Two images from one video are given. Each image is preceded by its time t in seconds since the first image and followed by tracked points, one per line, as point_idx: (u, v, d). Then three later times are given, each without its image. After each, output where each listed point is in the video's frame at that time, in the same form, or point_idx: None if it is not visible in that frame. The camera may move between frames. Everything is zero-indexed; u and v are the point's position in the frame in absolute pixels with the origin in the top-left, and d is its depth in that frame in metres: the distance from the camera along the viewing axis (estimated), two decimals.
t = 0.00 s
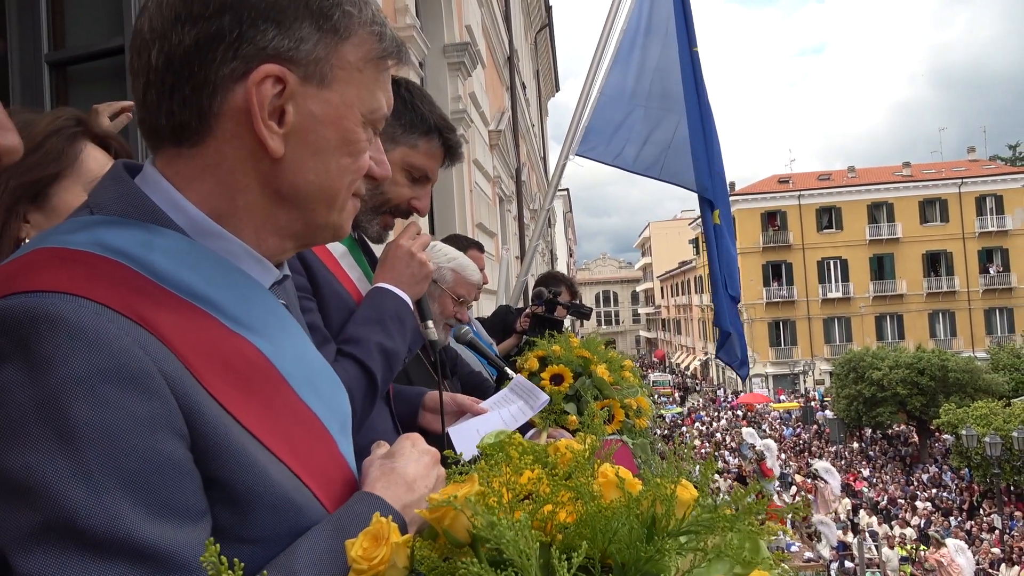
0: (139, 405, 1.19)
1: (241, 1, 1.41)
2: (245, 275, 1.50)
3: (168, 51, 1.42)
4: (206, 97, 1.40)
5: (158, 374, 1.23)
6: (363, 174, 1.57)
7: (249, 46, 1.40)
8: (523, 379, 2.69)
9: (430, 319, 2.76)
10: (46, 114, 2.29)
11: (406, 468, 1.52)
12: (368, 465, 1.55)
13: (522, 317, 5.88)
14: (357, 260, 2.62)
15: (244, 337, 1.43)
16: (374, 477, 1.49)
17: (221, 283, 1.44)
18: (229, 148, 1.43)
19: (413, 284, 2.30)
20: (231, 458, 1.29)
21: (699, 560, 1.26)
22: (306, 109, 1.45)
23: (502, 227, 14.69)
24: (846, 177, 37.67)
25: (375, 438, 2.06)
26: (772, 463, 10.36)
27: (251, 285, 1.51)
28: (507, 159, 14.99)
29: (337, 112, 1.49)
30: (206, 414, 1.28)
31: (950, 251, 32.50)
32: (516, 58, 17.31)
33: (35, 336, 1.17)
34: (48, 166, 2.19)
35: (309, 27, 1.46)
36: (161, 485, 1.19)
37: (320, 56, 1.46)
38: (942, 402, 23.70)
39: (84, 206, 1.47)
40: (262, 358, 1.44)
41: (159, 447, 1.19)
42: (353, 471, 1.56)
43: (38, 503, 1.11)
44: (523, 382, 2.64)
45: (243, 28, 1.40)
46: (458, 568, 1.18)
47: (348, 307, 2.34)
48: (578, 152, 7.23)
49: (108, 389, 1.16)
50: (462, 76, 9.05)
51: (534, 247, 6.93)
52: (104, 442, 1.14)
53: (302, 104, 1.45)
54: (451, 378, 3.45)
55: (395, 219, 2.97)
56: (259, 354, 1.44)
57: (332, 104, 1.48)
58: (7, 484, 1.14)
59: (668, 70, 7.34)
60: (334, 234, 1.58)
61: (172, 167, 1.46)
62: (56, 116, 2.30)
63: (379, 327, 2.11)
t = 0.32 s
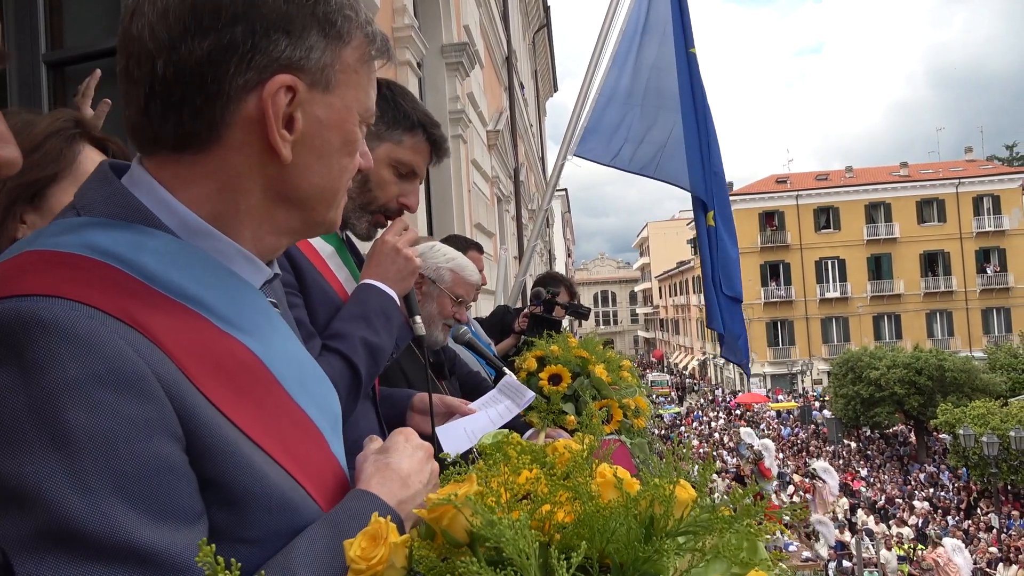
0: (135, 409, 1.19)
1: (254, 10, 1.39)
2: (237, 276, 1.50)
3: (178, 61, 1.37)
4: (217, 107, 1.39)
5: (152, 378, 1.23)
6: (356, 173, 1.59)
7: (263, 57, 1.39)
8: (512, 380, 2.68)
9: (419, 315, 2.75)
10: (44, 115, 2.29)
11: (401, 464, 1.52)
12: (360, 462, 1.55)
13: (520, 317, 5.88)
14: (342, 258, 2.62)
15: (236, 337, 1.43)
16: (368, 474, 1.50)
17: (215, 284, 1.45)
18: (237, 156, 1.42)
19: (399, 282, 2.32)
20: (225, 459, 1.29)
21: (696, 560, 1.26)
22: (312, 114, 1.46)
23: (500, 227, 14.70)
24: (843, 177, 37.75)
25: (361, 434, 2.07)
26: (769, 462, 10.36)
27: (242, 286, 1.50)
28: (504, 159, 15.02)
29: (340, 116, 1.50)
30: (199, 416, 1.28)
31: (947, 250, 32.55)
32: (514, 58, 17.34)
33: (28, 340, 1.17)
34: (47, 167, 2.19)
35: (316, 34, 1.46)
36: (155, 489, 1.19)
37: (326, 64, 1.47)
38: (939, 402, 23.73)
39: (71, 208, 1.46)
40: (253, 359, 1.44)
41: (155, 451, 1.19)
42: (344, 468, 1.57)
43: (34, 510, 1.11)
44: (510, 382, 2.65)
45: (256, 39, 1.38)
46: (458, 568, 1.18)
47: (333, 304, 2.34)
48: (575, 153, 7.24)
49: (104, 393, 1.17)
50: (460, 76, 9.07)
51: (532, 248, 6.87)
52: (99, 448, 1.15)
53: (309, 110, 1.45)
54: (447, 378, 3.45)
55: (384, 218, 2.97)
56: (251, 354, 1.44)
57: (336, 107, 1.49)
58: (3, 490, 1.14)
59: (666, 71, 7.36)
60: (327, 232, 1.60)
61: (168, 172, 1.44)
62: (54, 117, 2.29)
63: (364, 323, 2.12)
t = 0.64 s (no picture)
0: (137, 413, 1.19)
1: (261, 11, 1.39)
2: (235, 277, 1.50)
3: (185, 59, 1.37)
4: (221, 107, 1.39)
5: (155, 380, 1.23)
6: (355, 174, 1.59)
7: (269, 57, 1.39)
8: (499, 388, 2.71)
9: (413, 316, 2.75)
10: (56, 116, 2.29)
11: (399, 465, 1.52)
12: (358, 464, 1.55)
13: (519, 317, 5.88)
14: (338, 260, 2.63)
15: (234, 337, 1.43)
16: (367, 475, 1.50)
17: (213, 286, 1.44)
18: (239, 156, 1.42)
19: (393, 282, 2.31)
20: (225, 461, 1.29)
21: (696, 560, 1.26)
22: (316, 115, 1.46)
23: (499, 228, 14.69)
24: (843, 178, 37.72)
25: (352, 433, 2.05)
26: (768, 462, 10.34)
27: (242, 286, 1.50)
28: (504, 159, 15.03)
29: (342, 116, 1.50)
30: (200, 419, 1.28)
31: (946, 251, 32.59)
32: (513, 58, 17.35)
33: (29, 343, 1.17)
34: (58, 169, 2.18)
35: (322, 35, 1.46)
36: (156, 493, 1.19)
37: (331, 64, 1.47)
38: (938, 402, 23.74)
39: (70, 208, 1.47)
40: (252, 360, 1.44)
41: (158, 454, 1.19)
42: (342, 468, 1.57)
43: (36, 514, 1.12)
44: (501, 388, 2.66)
45: (263, 40, 1.38)
46: (458, 567, 1.18)
47: (327, 303, 2.34)
48: (575, 152, 7.24)
49: (105, 397, 1.17)
50: (459, 76, 9.08)
51: (530, 250, 6.79)
52: (101, 451, 1.15)
53: (313, 111, 1.46)
54: (446, 378, 3.45)
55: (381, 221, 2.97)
56: (249, 354, 1.44)
57: (338, 107, 1.49)
58: (5, 495, 1.14)
59: (666, 73, 7.37)
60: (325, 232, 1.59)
61: (169, 172, 1.44)
62: (66, 118, 2.30)
63: (356, 322, 2.11)
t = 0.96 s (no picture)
0: (137, 412, 1.19)
1: (265, 11, 1.38)
2: (235, 276, 1.49)
3: (188, 59, 1.36)
4: (224, 106, 1.38)
5: (155, 381, 1.23)
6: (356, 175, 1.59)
7: (273, 57, 1.39)
8: (500, 386, 2.71)
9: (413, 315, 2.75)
10: (72, 120, 2.28)
11: (400, 464, 1.52)
12: (358, 463, 1.55)
13: (519, 316, 5.88)
14: (339, 259, 2.63)
15: (235, 337, 1.43)
16: (367, 474, 1.49)
17: (213, 285, 1.44)
18: (240, 155, 1.42)
19: (393, 281, 2.31)
20: (225, 460, 1.29)
21: (695, 560, 1.26)
22: (318, 115, 1.46)
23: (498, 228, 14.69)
24: (843, 179, 37.76)
25: (351, 430, 2.04)
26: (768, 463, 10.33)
27: (242, 285, 1.50)
28: (504, 159, 15.05)
29: (345, 116, 1.50)
30: (201, 419, 1.28)
31: (945, 253, 32.61)
32: (513, 58, 17.37)
33: (30, 342, 1.17)
34: (73, 175, 2.16)
35: (325, 36, 1.46)
36: (156, 494, 1.18)
37: (334, 65, 1.47)
38: (936, 404, 23.76)
39: (70, 206, 1.47)
40: (252, 360, 1.44)
41: (158, 455, 1.19)
42: (342, 468, 1.57)
43: (36, 515, 1.12)
44: (500, 387, 2.66)
45: (267, 40, 1.38)
46: (457, 567, 1.18)
47: (327, 301, 2.34)
48: (575, 153, 7.24)
49: (107, 397, 1.17)
50: (459, 75, 9.09)
51: (530, 250, 6.74)
52: (102, 452, 1.14)
53: (316, 110, 1.45)
54: (446, 377, 3.45)
55: (382, 219, 2.97)
56: (249, 354, 1.43)
57: (341, 108, 1.49)
58: (4, 494, 1.14)
59: (666, 73, 7.38)
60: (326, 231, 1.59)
61: (170, 171, 1.44)
62: (82, 122, 2.29)
63: (356, 321, 2.11)
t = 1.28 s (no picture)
0: (136, 406, 1.19)
1: (259, 9, 1.38)
2: (234, 273, 1.49)
3: (183, 58, 1.37)
4: (220, 104, 1.38)
5: (154, 375, 1.23)
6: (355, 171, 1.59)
7: (268, 55, 1.39)
8: (505, 391, 2.73)
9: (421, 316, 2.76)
10: (82, 119, 2.28)
11: (399, 461, 1.52)
12: (358, 459, 1.55)
13: (520, 316, 5.88)
14: (348, 259, 2.63)
15: (233, 334, 1.43)
16: (367, 471, 1.49)
17: (211, 282, 1.44)
18: (239, 154, 1.42)
19: (402, 281, 2.31)
20: (225, 455, 1.29)
21: (694, 560, 1.26)
22: (315, 112, 1.46)
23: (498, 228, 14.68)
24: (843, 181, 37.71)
25: (359, 430, 2.05)
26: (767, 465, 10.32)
27: (240, 283, 1.50)
28: (504, 158, 15.04)
29: (341, 113, 1.50)
30: (200, 415, 1.28)
31: (945, 255, 32.61)
32: (514, 58, 17.35)
33: (28, 336, 1.17)
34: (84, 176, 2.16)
35: (321, 33, 1.46)
36: (155, 487, 1.18)
37: (330, 63, 1.47)
38: (935, 406, 23.75)
39: (70, 204, 1.47)
40: (251, 356, 1.44)
41: (157, 450, 1.19)
42: (341, 465, 1.57)
43: (35, 508, 1.11)
44: (506, 392, 2.67)
45: (262, 39, 1.38)
46: (455, 566, 1.18)
47: (336, 302, 2.35)
48: (575, 153, 7.25)
49: (106, 391, 1.17)
50: (460, 74, 9.08)
51: (530, 249, 6.71)
52: (101, 447, 1.15)
53: (312, 108, 1.45)
54: (446, 377, 3.45)
55: (389, 220, 2.96)
56: (248, 351, 1.43)
57: (337, 105, 1.49)
58: (3, 489, 1.14)
59: (667, 75, 7.39)
60: (324, 229, 1.59)
61: (168, 170, 1.44)
62: (92, 121, 2.29)
63: (363, 322, 2.11)
